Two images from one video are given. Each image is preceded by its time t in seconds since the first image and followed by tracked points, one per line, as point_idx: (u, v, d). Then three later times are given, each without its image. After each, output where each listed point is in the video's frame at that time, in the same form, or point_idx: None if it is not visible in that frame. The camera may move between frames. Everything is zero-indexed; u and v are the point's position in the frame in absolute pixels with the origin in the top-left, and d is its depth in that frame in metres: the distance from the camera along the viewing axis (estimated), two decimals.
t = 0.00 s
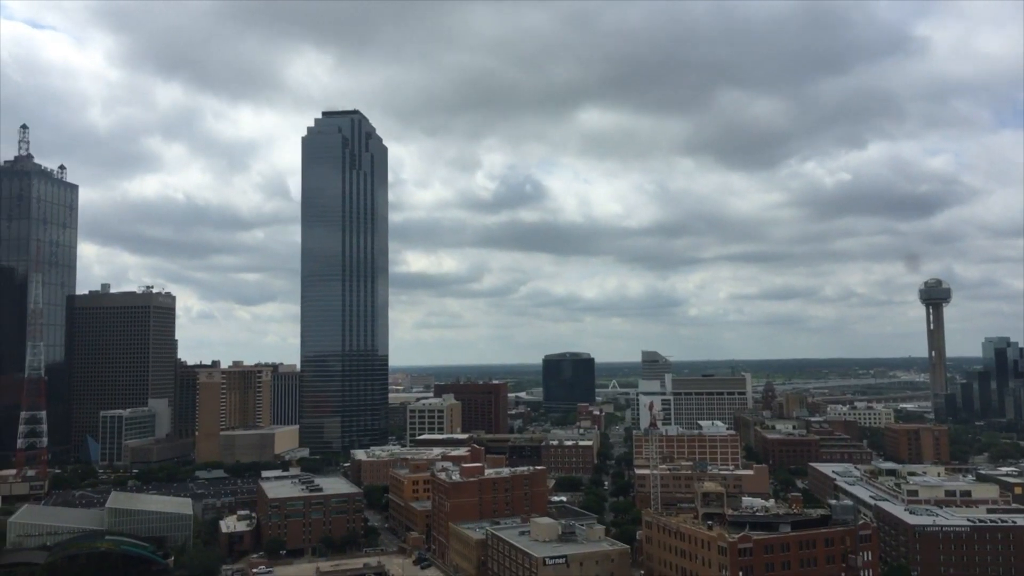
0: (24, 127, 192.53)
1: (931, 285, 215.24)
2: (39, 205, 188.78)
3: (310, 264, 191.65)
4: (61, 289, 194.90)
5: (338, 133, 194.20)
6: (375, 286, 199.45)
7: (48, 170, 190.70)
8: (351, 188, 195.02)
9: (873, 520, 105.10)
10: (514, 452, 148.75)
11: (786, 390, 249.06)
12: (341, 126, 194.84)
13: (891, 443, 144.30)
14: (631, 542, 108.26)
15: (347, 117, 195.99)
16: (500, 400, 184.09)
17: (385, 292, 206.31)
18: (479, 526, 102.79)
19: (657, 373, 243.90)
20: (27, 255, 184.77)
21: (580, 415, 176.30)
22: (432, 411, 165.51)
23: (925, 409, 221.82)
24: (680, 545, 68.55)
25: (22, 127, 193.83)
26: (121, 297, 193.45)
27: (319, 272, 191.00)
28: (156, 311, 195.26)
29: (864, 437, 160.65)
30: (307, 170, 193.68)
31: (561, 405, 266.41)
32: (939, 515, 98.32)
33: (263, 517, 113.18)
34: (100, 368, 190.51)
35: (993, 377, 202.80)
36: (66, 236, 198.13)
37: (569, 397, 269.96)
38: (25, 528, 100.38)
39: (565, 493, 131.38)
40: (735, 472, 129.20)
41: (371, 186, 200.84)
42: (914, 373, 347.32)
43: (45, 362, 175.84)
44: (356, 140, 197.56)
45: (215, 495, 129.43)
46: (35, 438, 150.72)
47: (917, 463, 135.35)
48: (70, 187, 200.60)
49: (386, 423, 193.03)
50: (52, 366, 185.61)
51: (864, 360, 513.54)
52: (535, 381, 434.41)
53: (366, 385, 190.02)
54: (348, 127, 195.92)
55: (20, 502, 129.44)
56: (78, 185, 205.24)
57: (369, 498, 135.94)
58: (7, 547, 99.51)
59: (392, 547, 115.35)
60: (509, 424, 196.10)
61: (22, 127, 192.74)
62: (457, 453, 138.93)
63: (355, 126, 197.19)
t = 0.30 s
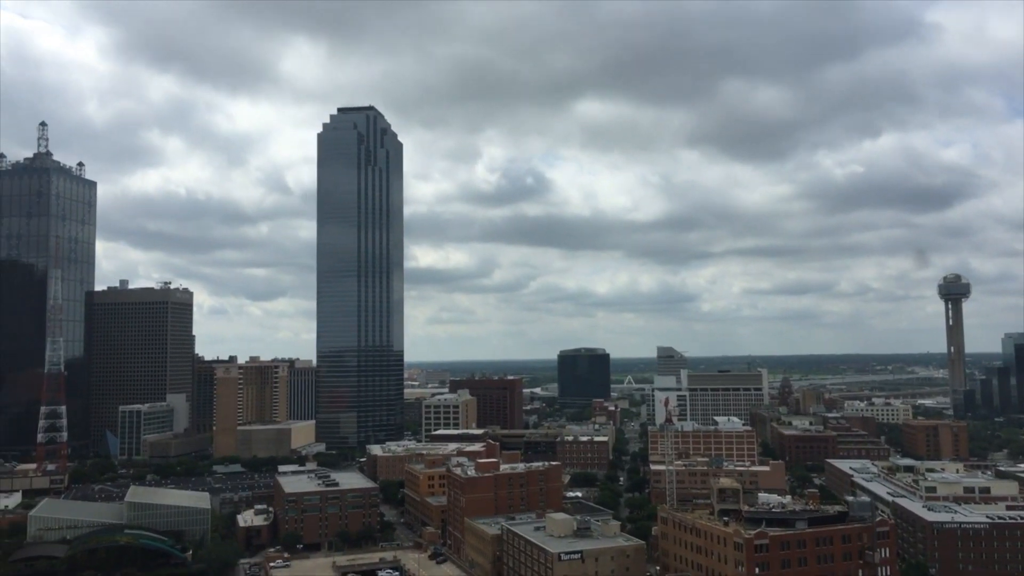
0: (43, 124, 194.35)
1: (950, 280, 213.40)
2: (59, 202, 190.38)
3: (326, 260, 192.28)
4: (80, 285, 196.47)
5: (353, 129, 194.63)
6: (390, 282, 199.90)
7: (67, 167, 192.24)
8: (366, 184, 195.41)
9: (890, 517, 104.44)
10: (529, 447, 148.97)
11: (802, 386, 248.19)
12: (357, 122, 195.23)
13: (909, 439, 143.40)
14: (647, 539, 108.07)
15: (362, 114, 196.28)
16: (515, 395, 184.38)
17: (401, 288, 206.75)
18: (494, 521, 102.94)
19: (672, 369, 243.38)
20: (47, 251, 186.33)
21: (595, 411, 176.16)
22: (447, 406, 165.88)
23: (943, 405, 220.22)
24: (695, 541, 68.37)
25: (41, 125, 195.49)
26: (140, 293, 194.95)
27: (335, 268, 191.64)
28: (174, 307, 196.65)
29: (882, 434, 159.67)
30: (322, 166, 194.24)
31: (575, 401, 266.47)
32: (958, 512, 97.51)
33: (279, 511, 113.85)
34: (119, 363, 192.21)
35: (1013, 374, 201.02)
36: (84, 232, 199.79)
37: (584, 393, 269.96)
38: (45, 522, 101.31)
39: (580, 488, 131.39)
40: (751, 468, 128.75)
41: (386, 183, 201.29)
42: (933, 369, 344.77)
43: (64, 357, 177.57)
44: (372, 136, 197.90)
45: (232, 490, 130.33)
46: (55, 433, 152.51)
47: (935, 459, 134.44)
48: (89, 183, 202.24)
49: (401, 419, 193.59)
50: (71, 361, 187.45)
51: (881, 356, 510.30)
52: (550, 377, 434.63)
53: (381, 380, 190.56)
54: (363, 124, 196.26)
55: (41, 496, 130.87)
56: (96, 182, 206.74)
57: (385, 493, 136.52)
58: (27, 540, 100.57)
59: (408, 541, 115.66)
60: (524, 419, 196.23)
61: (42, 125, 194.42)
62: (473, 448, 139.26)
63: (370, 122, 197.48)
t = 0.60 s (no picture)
0: (60, 120, 196.09)
1: (968, 275, 211.69)
2: (75, 198, 191.99)
3: (340, 256, 193.06)
4: (97, 281, 198.09)
5: (367, 125, 195.07)
6: (404, 278, 200.38)
7: (84, 164, 193.86)
8: (380, 180, 195.92)
9: (906, 513, 103.86)
10: (543, 443, 149.15)
11: (817, 382, 247.07)
12: (370, 118, 195.63)
13: (926, 435, 142.46)
14: (661, 534, 107.98)
15: (376, 109, 196.63)
16: (529, 390, 184.52)
17: (414, 283, 207.25)
18: (509, 516, 103.12)
19: (686, 365, 242.75)
20: (64, 247, 187.86)
21: (608, 406, 176.08)
22: (461, 401, 166.26)
23: (961, 401, 218.55)
24: (710, 537, 68.19)
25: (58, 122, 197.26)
26: (156, 289, 196.32)
27: (349, 264, 192.41)
28: (190, 303, 197.89)
29: (898, 430, 158.73)
30: (336, 162, 194.87)
31: (589, 396, 266.34)
32: (975, 508, 96.86)
33: (295, 506, 114.48)
34: (136, 358, 193.74)
35: None
36: (101, 229, 201.42)
37: (597, 388, 269.77)
38: (63, 515, 102.34)
39: (594, 483, 131.39)
40: (765, 464, 128.35)
41: (400, 178, 201.70)
42: (950, 364, 342.29)
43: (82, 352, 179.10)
44: (385, 132, 198.29)
45: (248, 484, 131.22)
46: (73, 427, 154.06)
47: (952, 455, 133.51)
48: (106, 180, 203.76)
49: (415, 414, 194.17)
50: (89, 357, 189.18)
51: (897, 352, 506.90)
52: (563, 373, 434.65)
53: (396, 375, 191.21)
54: (377, 119, 196.64)
55: (59, 490, 132.23)
56: (113, 178, 208.40)
57: (399, 488, 137.08)
58: (47, 534, 101.72)
59: (422, 536, 116.09)
60: (537, 415, 196.38)
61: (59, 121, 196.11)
62: (486, 443, 139.55)
63: (384, 117, 197.86)
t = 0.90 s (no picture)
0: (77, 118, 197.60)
1: (986, 271, 209.98)
2: (93, 195, 193.44)
3: (354, 253, 193.69)
4: (114, 277, 199.57)
5: (381, 121, 195.32)
6: (418, 274, 200.72)
7: (101, 161, 195.25)
8: (394, 176, 196.19)
9: (923, 509, 103.22)
10: (557, 438, 149.25)
11: (833, 379, 246.06)
12: (384, 114, 195.84)
13: (943, 432, 141.61)
14: (676, 530, 107.87)
15: (390, 106, 196.78)
16: (543, 386, 184.57)
17: (428, 279, 207.58)
18: (523, 511, 103.21)
19: (700, 361, 242.12)
20: (81, 243, 189.28)
21: (622, 402, 175.92)
22: (475, 397, 166.53)
23: (978, 397, 217.00)
24: (725, 533, 67.97)
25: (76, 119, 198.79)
26: (172, 285, 197.67)
27: (363, 260, 192.97)
28: (205, 299, 199.12)
29: (914, 426, 157.75)
30: (350, 158, 195.32)
31: (603, 392, 266.22)
32: (993, 505, 96.16)
33: (310, 501, 115.09)
34: (152, 354, 195.30)
35: None
36: (118, 225, 202.82)
37: (611, 384, 269.61)
38: (80, 510, 103.29)
39: (608, 479, 131.38)
40: (781, 460, 127.86)
41: (414, 175, 201.92)
42: (967, 360, 339.96)
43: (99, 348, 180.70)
44: (399, 128, 198.51)
45: (264, 479, 132.04)
46: (91, 422, 155.46)
47: (969, 452, 132.53)
48: (123, 176, 205.07)
49: (429, 409, 194.59)
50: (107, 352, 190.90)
51: (914, 348, 503.58)
52: (577, 369, 434.72)
53: (410, 371, 191.72)
54: (391, 116, 196.83)
55: (77, 485, 133.54)
56: (130, 175, 209.86)
57: (414, 483, 137.58)
58: (65, 528, 102.68)
59: (437, 531, 116.44)
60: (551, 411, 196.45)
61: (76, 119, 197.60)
62: (501, 439, 139.71)
63: (398, 114, 198.02)
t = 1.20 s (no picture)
0: (94, 116, 199.25)
1: (1004, 267, 208.30)
2: (110, 193, 194.96)
3: (369, 250, 194.23)
4: (131, 273, 201.11)
5: (395, 118, 195.66)
6: (432, 270, 201.11)
7: (117, 158, 196.75)
8: (408, 172, 196.52)
9: (940, 507, 102.51)
10: (570, 435, 149.35)
11: (849, 375, 244.89)
12: (398, 111, 196.19)
13: (960, 428, 140.69)
14: (690, 526, 107.70)
15: (404, 102, 197.16)
16: (557, 382, 184.62)
17: (442, 275, 207.95)
18: (537, 507, 103.36)
19: (715, 357, 241.57)
20: (99, 240, 190.76)
21: (637, 399, 175.73)
22: (489, 393, 166.82)
23: (996, 394, 215.37)
24: (739, 530, 67.80)
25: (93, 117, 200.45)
26: (189, 282, 199.18)
27: (378, 256, 193.47)
28: (222, 295, 200.49)
29: (931, 423, 156.71)
30: (364, 155, 195.84)
31: (618, 389, 266.23)
32: (1011, 502, 95.42)
33: (325, 496, 115.73)
34: (169, 350, 196.91)
35: None
36: (135, 222, 204.37)
37: (626, 381, 269.47)
38: (98, 505, 104.37)
39: (622, 476, 131.31)
40: (796, 457, 127.35)
41: (428, 171, 202.29)
42: (984, 356, 337.61)
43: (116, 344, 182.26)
44: (413, 125, 198.90)
45: (279, 474, 132.90)
46: (108, 418, 156.96)
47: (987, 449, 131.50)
48: (139, 174, 206.57)
49: (444, 405, 195.06)
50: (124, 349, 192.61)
51: (931, 345, 499.64)
52: (591, 365, 434.55)
53: (424, 367, 192.22)
54: (405, 112, 197.20)
55: (95, 480, 134.88)
56: (146, 173, 211.46)
57: (428, 479, 138.06)
58: (83, 523, 103.78)
59: (451, 527, 116.74)
60: (566, 407, 196.54)
61: (93, 116, 199.23)
62: (515, 435, 139.91)
63: (412, 110, 198.38)
